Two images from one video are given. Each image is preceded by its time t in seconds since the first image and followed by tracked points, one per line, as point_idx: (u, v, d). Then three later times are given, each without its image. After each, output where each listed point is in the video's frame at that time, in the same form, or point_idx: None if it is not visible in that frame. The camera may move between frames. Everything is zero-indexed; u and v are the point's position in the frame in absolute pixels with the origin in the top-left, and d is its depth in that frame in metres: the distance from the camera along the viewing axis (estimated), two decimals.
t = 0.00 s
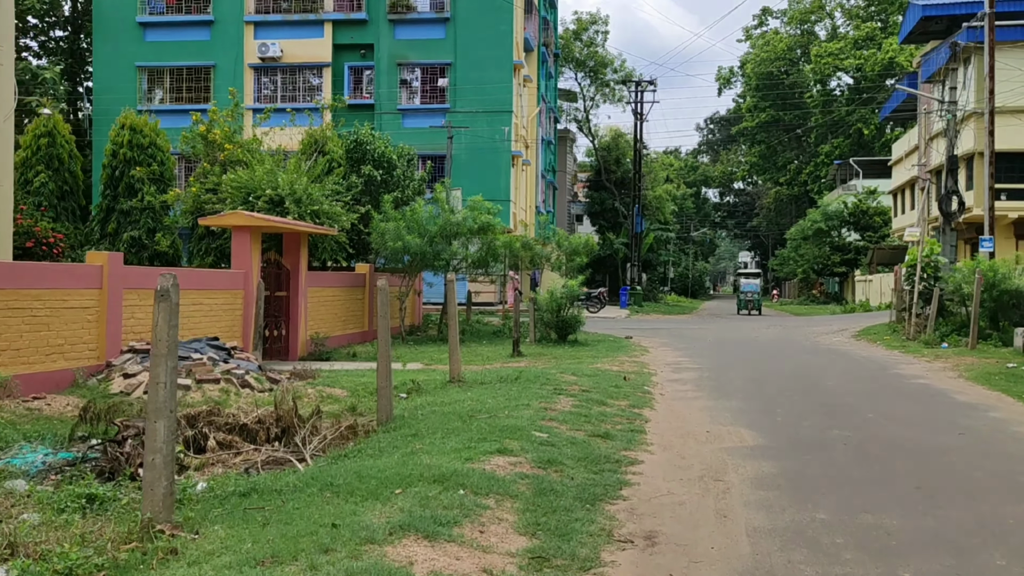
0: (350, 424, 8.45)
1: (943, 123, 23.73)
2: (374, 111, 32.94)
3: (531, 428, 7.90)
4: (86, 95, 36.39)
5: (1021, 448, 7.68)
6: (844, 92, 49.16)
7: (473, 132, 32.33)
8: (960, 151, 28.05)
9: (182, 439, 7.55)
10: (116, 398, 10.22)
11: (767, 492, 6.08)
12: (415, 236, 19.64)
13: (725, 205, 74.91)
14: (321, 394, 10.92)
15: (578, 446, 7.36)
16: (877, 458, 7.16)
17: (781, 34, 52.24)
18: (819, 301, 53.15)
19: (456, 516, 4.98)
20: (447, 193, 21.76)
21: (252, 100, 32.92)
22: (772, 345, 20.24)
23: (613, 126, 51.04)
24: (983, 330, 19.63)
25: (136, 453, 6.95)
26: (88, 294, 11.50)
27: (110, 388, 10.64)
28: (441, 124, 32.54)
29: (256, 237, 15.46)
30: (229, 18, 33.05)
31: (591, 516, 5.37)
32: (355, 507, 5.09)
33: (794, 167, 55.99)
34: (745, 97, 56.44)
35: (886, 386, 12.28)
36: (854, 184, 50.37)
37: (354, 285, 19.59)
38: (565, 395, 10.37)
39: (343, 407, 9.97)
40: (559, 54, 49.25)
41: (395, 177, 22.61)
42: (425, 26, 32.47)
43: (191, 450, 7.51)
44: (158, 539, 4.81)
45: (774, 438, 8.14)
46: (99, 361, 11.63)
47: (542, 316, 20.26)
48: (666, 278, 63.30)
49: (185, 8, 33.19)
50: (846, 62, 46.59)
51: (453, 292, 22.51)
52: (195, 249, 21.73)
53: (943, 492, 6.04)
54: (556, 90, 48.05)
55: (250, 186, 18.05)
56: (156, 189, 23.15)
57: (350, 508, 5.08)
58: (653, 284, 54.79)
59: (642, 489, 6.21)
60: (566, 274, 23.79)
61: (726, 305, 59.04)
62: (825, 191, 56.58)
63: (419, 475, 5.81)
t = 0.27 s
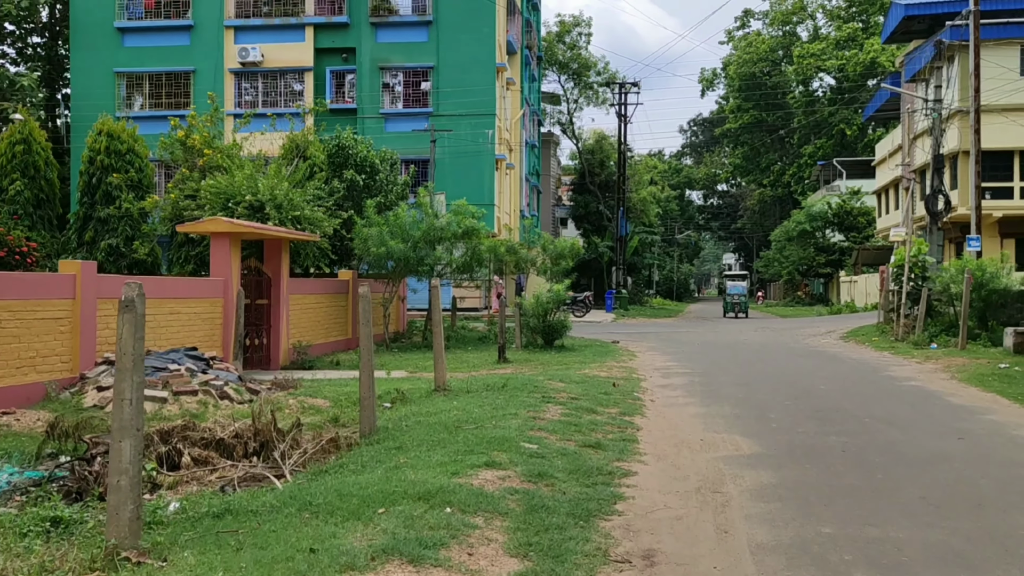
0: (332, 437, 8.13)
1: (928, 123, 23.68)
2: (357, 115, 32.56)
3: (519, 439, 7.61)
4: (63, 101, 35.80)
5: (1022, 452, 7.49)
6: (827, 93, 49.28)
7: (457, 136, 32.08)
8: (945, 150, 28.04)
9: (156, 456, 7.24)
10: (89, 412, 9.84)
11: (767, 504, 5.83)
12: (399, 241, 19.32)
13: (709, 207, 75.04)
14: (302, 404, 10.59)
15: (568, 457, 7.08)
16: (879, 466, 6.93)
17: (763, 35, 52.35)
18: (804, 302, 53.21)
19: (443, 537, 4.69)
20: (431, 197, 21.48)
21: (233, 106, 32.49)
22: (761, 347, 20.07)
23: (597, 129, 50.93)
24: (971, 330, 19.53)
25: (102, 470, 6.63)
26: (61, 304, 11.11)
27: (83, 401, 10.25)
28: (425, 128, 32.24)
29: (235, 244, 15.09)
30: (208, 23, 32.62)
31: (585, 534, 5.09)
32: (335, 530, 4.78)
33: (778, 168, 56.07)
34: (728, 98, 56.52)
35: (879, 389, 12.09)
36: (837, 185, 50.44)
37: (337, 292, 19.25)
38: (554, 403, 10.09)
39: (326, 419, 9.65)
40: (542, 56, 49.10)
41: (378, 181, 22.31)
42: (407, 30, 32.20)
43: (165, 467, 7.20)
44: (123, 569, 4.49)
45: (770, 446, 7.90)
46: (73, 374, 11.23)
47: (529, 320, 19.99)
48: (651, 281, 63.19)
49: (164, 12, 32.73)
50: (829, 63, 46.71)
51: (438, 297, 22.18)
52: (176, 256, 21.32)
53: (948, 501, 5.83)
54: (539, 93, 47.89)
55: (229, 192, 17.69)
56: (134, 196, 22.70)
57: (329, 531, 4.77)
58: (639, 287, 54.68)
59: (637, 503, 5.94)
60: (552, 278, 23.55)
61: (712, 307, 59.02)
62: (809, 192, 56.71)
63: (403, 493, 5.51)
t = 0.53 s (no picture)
0: (315, 443, 7.80)
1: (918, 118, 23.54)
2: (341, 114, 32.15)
3: (510, 444, 7.31)
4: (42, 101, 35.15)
5: None
6: (813, 91, 49.25)
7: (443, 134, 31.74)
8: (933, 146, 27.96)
9: (130, 467, 6.92)
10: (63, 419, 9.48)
11: (772, 512, 5.56)
12: (385, 240, 18.96)
13: (695, 205, 75.02)
14: (284, 409, 10.25)
15: (562, 463, 6.80)
16: (884, 469, 6.68)
17: (749, 34, 52.28)
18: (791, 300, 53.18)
19: (432, 554, 4.40)
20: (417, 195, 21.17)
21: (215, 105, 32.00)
22: (752, 345, 19.85)
23: (584, 127, 50.71)
24: (964, 327, 19.38)
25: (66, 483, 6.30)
26: (34, 307, 10.75)
27: (56, 409, 9.88)
28: (410, 126, 31.87)
29: (217, 245, 14.71)
30: (190, 21, 32.14)
31: (583, 547, 4.81)
32: (317, 547, 4.47)
33: (764, 166, 55.99)
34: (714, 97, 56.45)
35: (875, 387, 11.88)
36: (824, 182, 50.37)
37: (322, 293, 18.89)
38: (544, 406, 9.80)
39: (308, 424, 9.32)
40: (528, 55, 48.84)
41: (363, 180, 21.96)
42: (392, 27, 31.82)
43: (139, 478, 6.88)
44: None
45: (770, 448, 7.64)
46: (47, 380, 10.87)
47: (517, 320, 19.70)
48: (639, 280, 63.03)
49: (145, 11, 32.21)
50: (815, 61, 46.68)
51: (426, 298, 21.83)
52: (157, 258, 20.91)
53: (960, 506, 5.58)
54: (526, 92, 47.60)
55: (210, 191, 17.30)
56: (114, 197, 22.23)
57: (310, 548, 4.46)
58: (627, 286, 54.48)
59: (635, 511, 5.66)
60: (540, 278, 23.27)
61: (699, 305, 58.91)
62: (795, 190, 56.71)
63: (390, 504, 5.20)
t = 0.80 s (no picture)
0: (283, 449, 7.49)
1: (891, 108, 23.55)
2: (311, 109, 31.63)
3: (487, 447, 7.04)
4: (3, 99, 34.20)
5: (1015, 445, 7.14)
6: (784, 81, 49.38)
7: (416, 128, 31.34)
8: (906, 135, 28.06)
9: (86, 478, 6.55)
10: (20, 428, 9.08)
11: (760, 514, 5.35)
12: (356, 237, 18.57)
13: (669, 197, 75.14)
14: (254, 413, 9.91)
15: (541, 467, 6.55)
16: (871, 466, 6.52)
17: (720, 25, 52.34)
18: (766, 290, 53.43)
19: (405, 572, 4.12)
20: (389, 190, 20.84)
21: (183, 102, 31.33)
22: (729, 337, 19.76)
23: (557, 121, 50.49)
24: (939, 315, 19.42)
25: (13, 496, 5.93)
26: None
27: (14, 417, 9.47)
28: (382, 120, 31.42)
29: (182, 244, 14.26)
30: (155, 16, 31.44)
31: (564, 558, 4.56)
32: (280, 566, 4.18)
33: (737, 157, 56.10)
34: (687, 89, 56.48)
35: (856, 378, 11.77)
36: (797, 173, 50.59)
37: (293, 291, 18.50)
38: (522, 405, 9.55)
39: (278, 428, 8.99)
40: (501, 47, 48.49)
41: (334, 176, 21.57)
42: (361, 21, 31.33)
43: (97, 490, 6.53)
44: None
45: (754, 445, 7.45)
46: (4, 387, 10.46)
47: (493, 316, 19.44)
48: (614, 273, 62.99)
49: (108, 5, 31.46)
50: (786, 52, 46.80)
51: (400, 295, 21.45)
52: (123, 257, 20.40)
53: (951, 504, 5.41)
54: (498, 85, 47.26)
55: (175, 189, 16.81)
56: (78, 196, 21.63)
57: (273, 568, 4.17)
58: (602, 279, 54.42)
59: (619, 517, 5.42)
60: (515, 273, 23.02)
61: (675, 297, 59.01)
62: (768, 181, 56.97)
63: (360, 517, 4.92)
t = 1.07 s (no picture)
0: (240, 454, 7.05)
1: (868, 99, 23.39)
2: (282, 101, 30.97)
3: (455, 451, 6.65)
4: None
5: (1004, 441, 6.89)
6: (759, 75, 49.32)
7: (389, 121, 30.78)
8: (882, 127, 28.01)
9: (22, 491, 6.10)
10: None
11: (743, 521, 5.01)
12: (326, 231, 18.04)
13: (645, 192, 75.04)
14: (214, 414, 9.44)
15: (511, 471, 6.18)
16: (858, 466, 6.21)
17: (695, 19, 52.22)
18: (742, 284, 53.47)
19: None
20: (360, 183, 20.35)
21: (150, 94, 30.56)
22: (707, 331, 19.51)
23: (533, 114, 50.08)
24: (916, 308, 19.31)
25: None
26: None
27: None
28: (354, 113, 30.84)
29: (143, 239, 13.69)
30: (120, 5, 30.60)
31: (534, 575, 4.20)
32: None
33: (713, 151, 55.99)
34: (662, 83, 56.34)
35: (837, 373, 11.52)
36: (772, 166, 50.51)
37: (261, 287, 17.97)
38: (495, 403, 9.17)
39: (238, 431, 8.54)
40: (475, 40, 48.01)
41: (304, 169, 21.05)
42: (332, 11, 30.69)
43: (34, 503, 6.08)
44: None
45: (734, 445, 7.13)
46: None
47: (467, 311, 19.02)
48: (591, 267, 62.78)
49: None
50: (760, 46, 46.74)
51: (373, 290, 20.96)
52: (85, 252, 19.72)
53: (944, 507, 5.12)
54: (473, 78, 46.78)
55: (136, 182, 16.19)
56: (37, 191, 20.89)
57: None
58: (579, 273, 54.19)
59: (593, 525, 5.07)
60: (490, 267, 22.64)
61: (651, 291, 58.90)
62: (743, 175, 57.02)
63: (313, 532, 4.51)
